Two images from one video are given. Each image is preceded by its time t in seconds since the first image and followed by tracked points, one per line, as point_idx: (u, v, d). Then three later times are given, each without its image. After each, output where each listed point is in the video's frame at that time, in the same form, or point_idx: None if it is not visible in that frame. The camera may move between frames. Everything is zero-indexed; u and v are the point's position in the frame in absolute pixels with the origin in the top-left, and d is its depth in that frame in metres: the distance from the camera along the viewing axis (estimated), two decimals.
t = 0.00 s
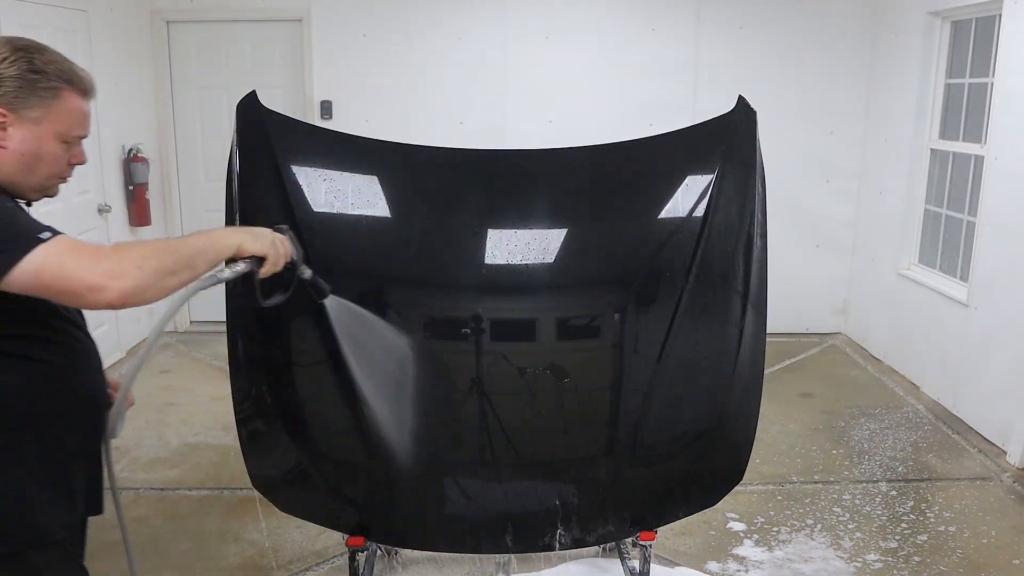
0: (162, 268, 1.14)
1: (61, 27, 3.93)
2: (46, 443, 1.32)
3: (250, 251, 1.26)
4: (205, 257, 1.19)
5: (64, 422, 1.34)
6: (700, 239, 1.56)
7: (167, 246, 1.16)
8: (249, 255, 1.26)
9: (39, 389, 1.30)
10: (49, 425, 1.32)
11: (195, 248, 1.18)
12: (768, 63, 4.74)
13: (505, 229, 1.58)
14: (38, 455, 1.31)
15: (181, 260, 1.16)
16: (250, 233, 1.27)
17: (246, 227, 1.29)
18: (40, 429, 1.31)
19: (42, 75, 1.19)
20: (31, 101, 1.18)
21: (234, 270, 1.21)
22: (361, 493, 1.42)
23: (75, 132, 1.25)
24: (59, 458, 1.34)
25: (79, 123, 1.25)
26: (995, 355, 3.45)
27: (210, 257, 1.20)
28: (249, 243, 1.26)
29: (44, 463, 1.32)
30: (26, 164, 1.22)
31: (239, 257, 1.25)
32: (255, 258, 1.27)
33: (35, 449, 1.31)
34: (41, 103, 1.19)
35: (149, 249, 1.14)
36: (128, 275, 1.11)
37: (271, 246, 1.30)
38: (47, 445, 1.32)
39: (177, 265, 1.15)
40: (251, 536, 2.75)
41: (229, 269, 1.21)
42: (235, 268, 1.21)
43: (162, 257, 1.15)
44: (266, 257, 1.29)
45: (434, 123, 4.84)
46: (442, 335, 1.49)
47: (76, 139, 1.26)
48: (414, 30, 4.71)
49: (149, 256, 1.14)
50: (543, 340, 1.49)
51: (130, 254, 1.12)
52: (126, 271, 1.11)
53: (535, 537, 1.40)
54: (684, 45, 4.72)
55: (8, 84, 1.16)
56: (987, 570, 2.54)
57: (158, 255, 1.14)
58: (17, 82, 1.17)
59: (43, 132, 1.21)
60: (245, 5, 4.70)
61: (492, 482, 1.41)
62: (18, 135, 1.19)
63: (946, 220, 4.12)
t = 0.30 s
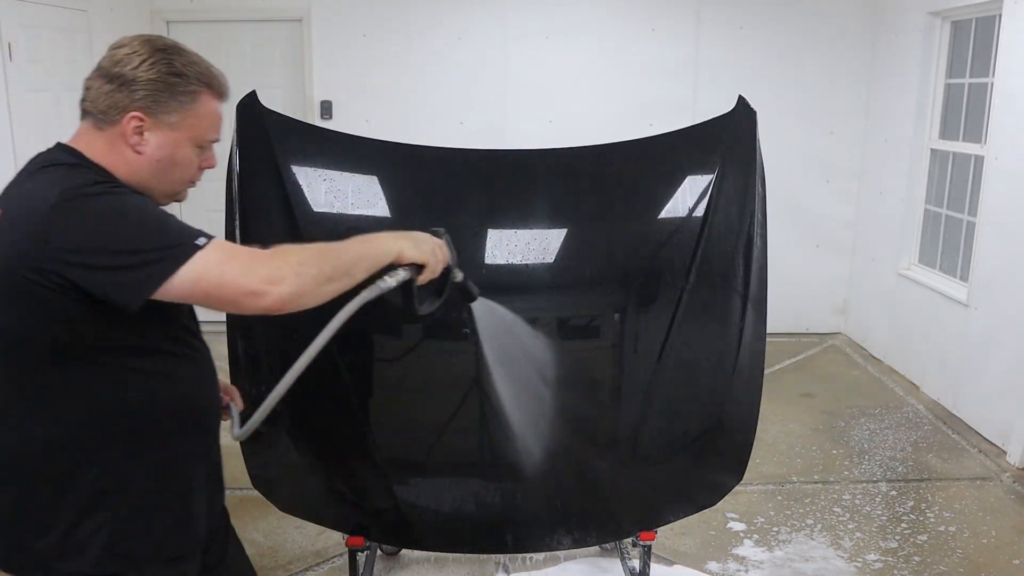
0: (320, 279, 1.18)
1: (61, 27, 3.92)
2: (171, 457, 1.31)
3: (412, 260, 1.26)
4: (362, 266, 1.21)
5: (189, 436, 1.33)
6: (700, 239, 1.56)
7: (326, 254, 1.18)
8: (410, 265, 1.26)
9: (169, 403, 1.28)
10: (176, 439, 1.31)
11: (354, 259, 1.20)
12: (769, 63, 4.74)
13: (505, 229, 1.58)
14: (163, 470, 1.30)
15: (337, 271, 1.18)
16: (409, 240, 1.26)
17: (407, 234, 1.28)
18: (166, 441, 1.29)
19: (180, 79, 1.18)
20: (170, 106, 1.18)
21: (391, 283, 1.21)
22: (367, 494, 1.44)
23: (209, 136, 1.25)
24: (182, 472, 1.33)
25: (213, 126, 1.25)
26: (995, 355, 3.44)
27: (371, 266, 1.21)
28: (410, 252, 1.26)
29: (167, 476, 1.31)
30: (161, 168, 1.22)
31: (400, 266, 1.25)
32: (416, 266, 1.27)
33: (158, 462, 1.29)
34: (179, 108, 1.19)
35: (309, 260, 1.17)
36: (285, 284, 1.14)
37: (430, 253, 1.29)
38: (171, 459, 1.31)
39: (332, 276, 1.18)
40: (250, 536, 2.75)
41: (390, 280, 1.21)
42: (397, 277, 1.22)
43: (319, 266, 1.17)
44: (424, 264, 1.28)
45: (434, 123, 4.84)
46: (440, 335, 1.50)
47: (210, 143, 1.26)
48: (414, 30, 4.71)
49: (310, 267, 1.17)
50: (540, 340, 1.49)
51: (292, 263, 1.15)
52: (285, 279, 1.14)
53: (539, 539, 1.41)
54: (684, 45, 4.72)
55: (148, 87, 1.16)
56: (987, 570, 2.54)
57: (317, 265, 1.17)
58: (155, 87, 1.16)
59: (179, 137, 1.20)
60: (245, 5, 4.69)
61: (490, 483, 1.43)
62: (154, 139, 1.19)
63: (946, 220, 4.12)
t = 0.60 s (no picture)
0: (497, 279, 1.24)
1: (61, 27, 3.92)
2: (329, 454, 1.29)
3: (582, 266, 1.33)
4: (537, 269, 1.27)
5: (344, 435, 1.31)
6: (700, 240, 1.56)
7: (507, 256, 1.25)
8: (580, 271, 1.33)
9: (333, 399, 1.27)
10: (334, 436, 1.29)
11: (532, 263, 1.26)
12: (769, 63, 4.74)
13: (505, 229, 1.62)
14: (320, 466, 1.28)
15: (515, 272, 1.25)
16: (579, 247, 1.33)
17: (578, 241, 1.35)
18: (326, 437, 1.28)
19: (361, 81, 1.20)
20: (349, 107, 1.20)
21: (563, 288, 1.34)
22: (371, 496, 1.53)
23: (382, 135, 1.27)
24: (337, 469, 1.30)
25: (385, 127, 1.27)
26: (995, 355, 3.44)
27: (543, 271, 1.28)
28: (581, 260, 1.32)
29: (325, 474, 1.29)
30: (335, 165, 1.25)
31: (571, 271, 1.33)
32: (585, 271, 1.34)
33: (317, 458, 1.27)
34: (359, 109, 1.21)
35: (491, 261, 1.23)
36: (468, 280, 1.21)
37: (597, 260, 1.36)
38: (329, 455, 1.29)
39: (509, 278, 1.24)
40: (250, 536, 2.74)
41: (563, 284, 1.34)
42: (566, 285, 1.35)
43: (500, 268, 1.24)
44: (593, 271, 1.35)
45: (434, 123, 4.84)
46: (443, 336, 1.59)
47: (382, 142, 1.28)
48: (414, 30, 4.71)
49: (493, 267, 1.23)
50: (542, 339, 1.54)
51: (476, 261, 1.22)
52: (469, 275, 1.21)
53: (539, 540, 1.49)
54: (684, 45, 4.72)
55: (330, 88, 1.18)
56: (987, 570, 2.54)
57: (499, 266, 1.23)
58: (337, 88, 1.19)
59: (355, 137, 1.23)
60: (245, 5, 4.69)
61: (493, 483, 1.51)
62: (332, 139, 1.22)
63: (946, 220, 4.12)
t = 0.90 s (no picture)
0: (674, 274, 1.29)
1: (61, 27, 3.92)
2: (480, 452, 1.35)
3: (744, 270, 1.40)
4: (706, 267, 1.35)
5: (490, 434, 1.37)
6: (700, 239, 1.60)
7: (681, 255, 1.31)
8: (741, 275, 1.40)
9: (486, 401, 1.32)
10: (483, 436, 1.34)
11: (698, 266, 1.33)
12: (770, 62, 4.74)
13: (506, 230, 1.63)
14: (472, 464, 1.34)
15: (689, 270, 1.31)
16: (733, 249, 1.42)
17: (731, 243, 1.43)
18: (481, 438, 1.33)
19: (532, 88, 1.23)
20: (519, 113, 1.22)
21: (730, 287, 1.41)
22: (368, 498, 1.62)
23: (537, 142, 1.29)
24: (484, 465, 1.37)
25: (539, 133, 1.29)
26: (995, 355, 3.44)
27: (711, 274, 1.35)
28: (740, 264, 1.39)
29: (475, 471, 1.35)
30: (498, 170, 1.26)
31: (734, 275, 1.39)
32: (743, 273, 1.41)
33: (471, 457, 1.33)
34: (527, 115, 1.23)
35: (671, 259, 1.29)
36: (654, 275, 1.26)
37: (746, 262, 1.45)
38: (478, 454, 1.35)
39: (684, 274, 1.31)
40: (251, 536, 2.75)
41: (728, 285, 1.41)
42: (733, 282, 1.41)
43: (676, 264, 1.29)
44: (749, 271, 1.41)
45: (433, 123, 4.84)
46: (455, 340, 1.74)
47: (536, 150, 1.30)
48: (414, 30, 4.71)
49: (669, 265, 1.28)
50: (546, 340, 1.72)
51: (658, 257, 1.27)
52: (655, 268, 1.26)
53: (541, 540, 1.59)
54: (684, 45, 4.72)
55: (506, 93, 1.20)
56: (988, 571, 2.54)
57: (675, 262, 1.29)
58: (511, 95, 1.21)
59: (521, 143, 1.25)
60: (245, 5, 4.69)
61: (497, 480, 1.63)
62: (499, 145, 1.23)
63: (946, 220, 4.11)
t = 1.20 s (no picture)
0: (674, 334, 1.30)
1: (61, 27, 3.92)
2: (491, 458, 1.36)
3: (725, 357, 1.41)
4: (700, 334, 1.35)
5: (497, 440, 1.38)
6: (701, 237, 1.59)
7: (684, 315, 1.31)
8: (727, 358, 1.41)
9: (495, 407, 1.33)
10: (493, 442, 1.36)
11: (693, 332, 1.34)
12: (770, 62, 4.74)
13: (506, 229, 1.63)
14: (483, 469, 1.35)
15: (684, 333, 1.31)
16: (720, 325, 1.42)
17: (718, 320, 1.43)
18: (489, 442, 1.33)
19: (563, 98, 1.24)
20: (549, 122, 1.24)
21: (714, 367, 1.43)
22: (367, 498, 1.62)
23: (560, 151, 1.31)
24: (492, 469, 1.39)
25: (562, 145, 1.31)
26: (995, 355, 3.44)
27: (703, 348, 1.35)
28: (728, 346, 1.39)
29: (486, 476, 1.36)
30: (521, 176, 1.27)
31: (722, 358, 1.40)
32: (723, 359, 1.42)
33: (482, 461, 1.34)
34: (556, 125, 1.24)
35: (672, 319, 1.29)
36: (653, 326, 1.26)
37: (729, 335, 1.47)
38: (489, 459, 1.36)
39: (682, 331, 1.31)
40: (252, 536, 2.75)
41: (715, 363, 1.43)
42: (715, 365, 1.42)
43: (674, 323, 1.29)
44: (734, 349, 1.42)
45: (433, 123, 4.83)
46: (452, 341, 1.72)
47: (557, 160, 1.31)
48: (414, 30, 4.71)
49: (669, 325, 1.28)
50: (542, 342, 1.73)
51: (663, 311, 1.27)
52: (659, 323, 1.26)
53: (540, 541, 1.61)
54: (684, 45, 4.72)
55: (539, 101, 1.22)
56: (989, 571, 2.54)
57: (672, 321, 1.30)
58: (544, 104, 1.22)
59: (548, 151, 1.26)
60: (245, 5, 4.69)
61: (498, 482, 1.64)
62: (527, 151, 1.24)
63: (946, 220, 4.11)
